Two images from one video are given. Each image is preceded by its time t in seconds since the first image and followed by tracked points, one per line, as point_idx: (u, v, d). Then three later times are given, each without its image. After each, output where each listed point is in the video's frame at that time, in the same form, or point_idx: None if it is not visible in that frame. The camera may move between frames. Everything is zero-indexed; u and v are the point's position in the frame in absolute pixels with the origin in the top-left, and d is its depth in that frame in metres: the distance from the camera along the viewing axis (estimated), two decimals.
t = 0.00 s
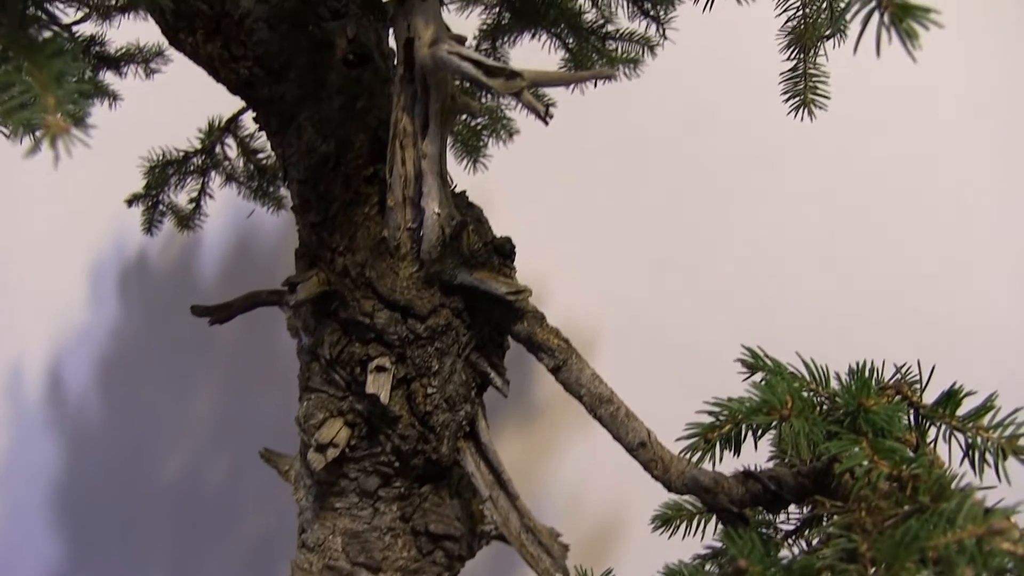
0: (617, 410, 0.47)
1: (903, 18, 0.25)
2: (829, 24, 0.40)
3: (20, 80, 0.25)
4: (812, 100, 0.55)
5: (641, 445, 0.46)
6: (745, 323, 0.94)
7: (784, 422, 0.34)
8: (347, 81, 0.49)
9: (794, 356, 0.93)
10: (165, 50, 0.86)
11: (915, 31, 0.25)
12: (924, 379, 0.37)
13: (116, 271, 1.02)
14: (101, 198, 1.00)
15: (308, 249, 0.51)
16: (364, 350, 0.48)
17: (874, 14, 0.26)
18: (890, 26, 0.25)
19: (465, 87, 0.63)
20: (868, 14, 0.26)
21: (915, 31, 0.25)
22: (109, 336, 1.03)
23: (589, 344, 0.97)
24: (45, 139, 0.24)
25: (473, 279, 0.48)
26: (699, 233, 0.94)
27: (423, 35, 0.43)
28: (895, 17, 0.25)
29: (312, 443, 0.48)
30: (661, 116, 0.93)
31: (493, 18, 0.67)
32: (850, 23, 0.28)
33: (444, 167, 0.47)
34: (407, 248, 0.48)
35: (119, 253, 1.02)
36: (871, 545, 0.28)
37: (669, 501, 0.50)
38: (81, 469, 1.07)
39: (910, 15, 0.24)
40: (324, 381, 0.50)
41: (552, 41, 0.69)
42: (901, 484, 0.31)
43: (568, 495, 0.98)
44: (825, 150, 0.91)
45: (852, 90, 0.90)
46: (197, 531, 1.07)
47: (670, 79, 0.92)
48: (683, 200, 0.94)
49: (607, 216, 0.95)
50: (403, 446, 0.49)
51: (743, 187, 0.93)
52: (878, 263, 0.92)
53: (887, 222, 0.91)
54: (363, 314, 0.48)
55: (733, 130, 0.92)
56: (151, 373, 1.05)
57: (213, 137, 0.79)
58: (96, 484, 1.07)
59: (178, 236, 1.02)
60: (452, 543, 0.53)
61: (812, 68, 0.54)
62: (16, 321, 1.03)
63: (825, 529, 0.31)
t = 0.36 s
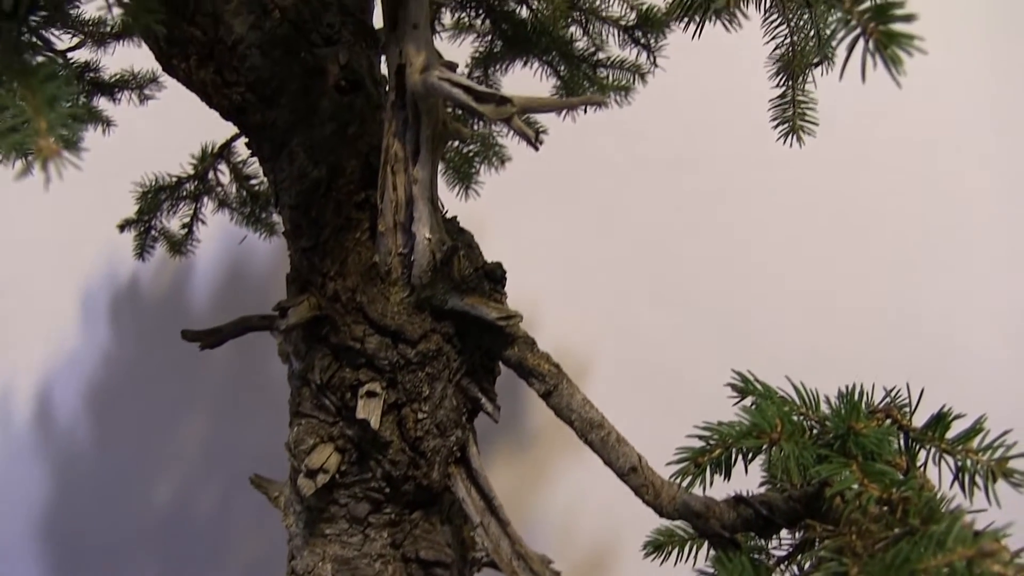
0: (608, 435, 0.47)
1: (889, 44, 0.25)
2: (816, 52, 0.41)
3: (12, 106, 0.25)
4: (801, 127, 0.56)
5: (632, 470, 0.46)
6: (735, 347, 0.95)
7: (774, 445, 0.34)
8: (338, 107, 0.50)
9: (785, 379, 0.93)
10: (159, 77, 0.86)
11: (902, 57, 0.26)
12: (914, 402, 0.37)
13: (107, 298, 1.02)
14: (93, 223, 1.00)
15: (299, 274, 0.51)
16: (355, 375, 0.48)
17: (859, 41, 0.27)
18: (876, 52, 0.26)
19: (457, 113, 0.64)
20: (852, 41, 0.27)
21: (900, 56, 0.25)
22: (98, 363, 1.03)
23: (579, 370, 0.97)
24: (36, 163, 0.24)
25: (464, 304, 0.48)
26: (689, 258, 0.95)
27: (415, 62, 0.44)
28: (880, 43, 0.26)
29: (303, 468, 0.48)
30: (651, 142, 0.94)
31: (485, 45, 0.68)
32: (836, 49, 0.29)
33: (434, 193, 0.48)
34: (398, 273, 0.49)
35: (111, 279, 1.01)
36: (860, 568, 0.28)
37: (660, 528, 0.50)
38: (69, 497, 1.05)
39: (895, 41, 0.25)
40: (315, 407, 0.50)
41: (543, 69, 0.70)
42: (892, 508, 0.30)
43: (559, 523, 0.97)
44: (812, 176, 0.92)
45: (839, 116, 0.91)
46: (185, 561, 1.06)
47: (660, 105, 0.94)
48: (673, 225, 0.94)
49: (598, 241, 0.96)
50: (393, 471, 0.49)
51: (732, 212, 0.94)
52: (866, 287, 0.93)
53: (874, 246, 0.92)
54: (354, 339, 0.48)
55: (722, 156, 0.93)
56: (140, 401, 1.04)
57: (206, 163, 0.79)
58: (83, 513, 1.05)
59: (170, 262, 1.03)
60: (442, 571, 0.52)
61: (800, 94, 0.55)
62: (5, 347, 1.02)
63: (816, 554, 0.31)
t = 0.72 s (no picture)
0: (600, 459, 0.46)
1: (875, 65, 0.26)
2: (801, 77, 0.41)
3: (5, 128, 0.25)
4: (789, 151, 0.57)
5: (624, 494, 0.45)
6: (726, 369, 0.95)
7: (768, 464, 0.34)
8: (329, 131, 0.50)
9: (775, 401, 0.93)
10: (148, 104, 0.86)
11: (888, 78, 0.27)
12: (906, 422, 0.37)
13: (94, 325, 1.01)
14: (80, 249, 1.00)
15: (288, 299, 0.51)
16: (345, 400, 0.48)
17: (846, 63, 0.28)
18: (863, 72, 0.27)
19: (447, 140, 0.65)
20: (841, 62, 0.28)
21: (887, 78, 0.26)
22: (84, 392, 1.01)
23: (570, 396, 0.96)
24: (27, 182, 0.24)
25: (455, 328, 0.48)
26: (678, 281, 0.95)
27: (406, 85, 0.44)
28: (867, 64, 0.27)
29: (292, 494, 0.47)
30: (639, 167, 0.96)
31: (473, 74, 0.69)
32: (823, 70, 0.30)
33: (425, 217, 0.48)
34: (388, 297, 0.49)
35: (98, 309, 1.01)
36: None
37: (652, 553, 0.49)
38: (51, 530, 1.03)
39: (881, 62, 0.26)
40: (304, 432, 0.49)
41: (531, 96, 0.71)
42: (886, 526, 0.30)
43: (551, 550, 0.96)
44: (799, 200, 0.94)
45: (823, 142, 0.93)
46: None
47: (648, 131, 0.96)
48: (662, 249, 0.95)
49: (587, 264, 0.97)
50: (383, 497, 0.48)
51: (720, 235, 0.95)
52: (854, 309, 0.93)
53: (860, 269, 0.93)
54: (344, 363, 0.48)
55: (709, 180, 0.94)
56: (125, 430, 1.02)
57: (195, 190, 0.78)
58: (65, 546, 1.03)
59: (158, 290, 1.02)
60: None
61: (787, 119, 0.56)
62: None
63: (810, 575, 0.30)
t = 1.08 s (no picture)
0: (600, 476, 0.47)
1: (863, 80, 0.28)
2: (792, 96, 0.42)
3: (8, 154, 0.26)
4: (781, 170, 0.58)
5: (625, 510, 0.45)
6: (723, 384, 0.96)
7: (767, 475, 0.34)
8: (327, 156, 0.52)
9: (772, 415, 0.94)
10: (145, 136, 0.87)
11: (877, 91, 0.28)
12: (903, 432, 0.37)
13: (91, 357, 1.01)
14: (77, 280, 1.00)
15: (289, 323, 0.51)
16: (345, 422, 0.48)
17: (835, 77, 0.29)
18: (852, 87, 0.28)
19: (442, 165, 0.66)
20: (829, 77, 0.29)
21: (875, 91, 0.28)
22: (81, 423, 1.01)
23: (568, 417, 0.96)
24: (35, 204, 0.25)
25: (454, 348, 0.48)
26: (674, 298, 0.96)
27: (402, 109, 0.45)
28: (856, 78, 0.28)
29: (294, 516, 0.47)
30: (633, 187, 0.97)
31: (467, 100, 0.70)
32: (813, 86, 0.31)
33: (423, 238, 0.49)
34: (387, 320, 0.50)
35: (95, 340, 1.01)
36: None
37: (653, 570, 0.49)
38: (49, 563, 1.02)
39: (869, 77, 0.28)
40: (306, 455, 0.50)
41: (525, 122, 0.72)
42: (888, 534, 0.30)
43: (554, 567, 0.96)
44: (791, 218, 0.95)
45: (814, 160, 0.95)
46: None
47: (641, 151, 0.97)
48: (657, 269, 0.96)
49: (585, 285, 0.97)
50: (385, 518, 0.48)
51: (716, 254, 0.96)
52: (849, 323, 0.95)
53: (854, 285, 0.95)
54: (344, 385, 0.48)
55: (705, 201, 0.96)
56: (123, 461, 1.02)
57: (192, 220, 0.79)
58: None
59: (155, 321, 1.02)
60: None
61: (778, 139, 0.57)
62: None
63: None
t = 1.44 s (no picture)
0: (611, 488, 0.47)
1: (859, 97, 0.29)
2: (791, 116, 0.44)
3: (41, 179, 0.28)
4: (782, 188, 0.59)
5: (637, 521, 0.46)
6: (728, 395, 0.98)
7: (775, 480, 0.35)
8: (339, 181, 0.53)
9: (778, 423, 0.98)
10: (156, 165, 0.89)
11: (871, 108, 0.30)
12: (905, 438, 0.38)
13: (103, 383, 1.02)
14: (90, 307, 1.01)
15: (305, 343, 0.53)
16: (362, 439, 0.49)
17: (831, 95, 0.31)
18: (849, 104, 0.30)
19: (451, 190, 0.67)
20: (826, 95, 0.31)
21: (870, 108, 0.29)
22: (93, 449, 1.02)
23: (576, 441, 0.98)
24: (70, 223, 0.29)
25: (468, 366, 0.49)
26: (677, 315, 0.99)
27: (415, 134, 0.47)
28: (852, 96, 0.30)
29: (312, 533, 0.49)
30: (636, 207, 0.99)
31: (473, 126, 0.72)
32: (811, 105, 0.33)
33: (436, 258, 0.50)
34: (401, 339, 0.51)
35: (107, 367, 1.02)
36: None
37: None
38: None
39: (864, 96, 0.29)
40: (322, 473, 0.51)
41: (530, 146, 0.74)
42: (894, 534, 0.31)
43: None
44: (792, 232, 0.99)
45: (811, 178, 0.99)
46: None
47: (645, 171, 0.99)
48: (662, 286, 0.99)
49: (590, 303, 0.99)
50: (401, 534, 0.49)
51: (719, 270, 0.99)
52: (846, 337, 0.99)
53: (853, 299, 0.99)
54: (361, 403, 0.49)
55: (703, 218, 0.99)
56: (134, 486, 1.03)
57: (204, 248, 0.81)
58: None
59: (166, 347, 1.03)
60: None
61: (778, 158, 0.58)
62: None
63: None
